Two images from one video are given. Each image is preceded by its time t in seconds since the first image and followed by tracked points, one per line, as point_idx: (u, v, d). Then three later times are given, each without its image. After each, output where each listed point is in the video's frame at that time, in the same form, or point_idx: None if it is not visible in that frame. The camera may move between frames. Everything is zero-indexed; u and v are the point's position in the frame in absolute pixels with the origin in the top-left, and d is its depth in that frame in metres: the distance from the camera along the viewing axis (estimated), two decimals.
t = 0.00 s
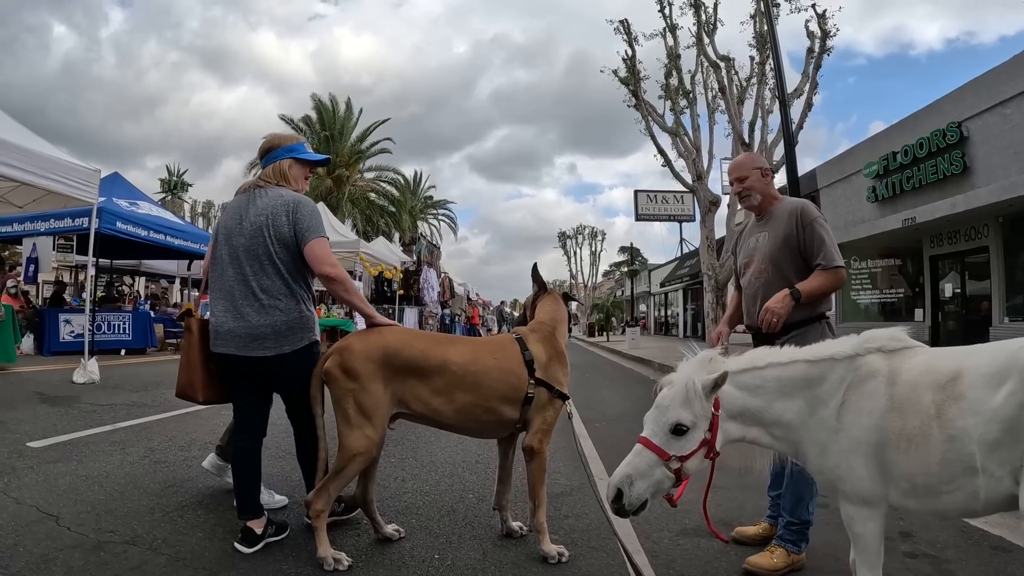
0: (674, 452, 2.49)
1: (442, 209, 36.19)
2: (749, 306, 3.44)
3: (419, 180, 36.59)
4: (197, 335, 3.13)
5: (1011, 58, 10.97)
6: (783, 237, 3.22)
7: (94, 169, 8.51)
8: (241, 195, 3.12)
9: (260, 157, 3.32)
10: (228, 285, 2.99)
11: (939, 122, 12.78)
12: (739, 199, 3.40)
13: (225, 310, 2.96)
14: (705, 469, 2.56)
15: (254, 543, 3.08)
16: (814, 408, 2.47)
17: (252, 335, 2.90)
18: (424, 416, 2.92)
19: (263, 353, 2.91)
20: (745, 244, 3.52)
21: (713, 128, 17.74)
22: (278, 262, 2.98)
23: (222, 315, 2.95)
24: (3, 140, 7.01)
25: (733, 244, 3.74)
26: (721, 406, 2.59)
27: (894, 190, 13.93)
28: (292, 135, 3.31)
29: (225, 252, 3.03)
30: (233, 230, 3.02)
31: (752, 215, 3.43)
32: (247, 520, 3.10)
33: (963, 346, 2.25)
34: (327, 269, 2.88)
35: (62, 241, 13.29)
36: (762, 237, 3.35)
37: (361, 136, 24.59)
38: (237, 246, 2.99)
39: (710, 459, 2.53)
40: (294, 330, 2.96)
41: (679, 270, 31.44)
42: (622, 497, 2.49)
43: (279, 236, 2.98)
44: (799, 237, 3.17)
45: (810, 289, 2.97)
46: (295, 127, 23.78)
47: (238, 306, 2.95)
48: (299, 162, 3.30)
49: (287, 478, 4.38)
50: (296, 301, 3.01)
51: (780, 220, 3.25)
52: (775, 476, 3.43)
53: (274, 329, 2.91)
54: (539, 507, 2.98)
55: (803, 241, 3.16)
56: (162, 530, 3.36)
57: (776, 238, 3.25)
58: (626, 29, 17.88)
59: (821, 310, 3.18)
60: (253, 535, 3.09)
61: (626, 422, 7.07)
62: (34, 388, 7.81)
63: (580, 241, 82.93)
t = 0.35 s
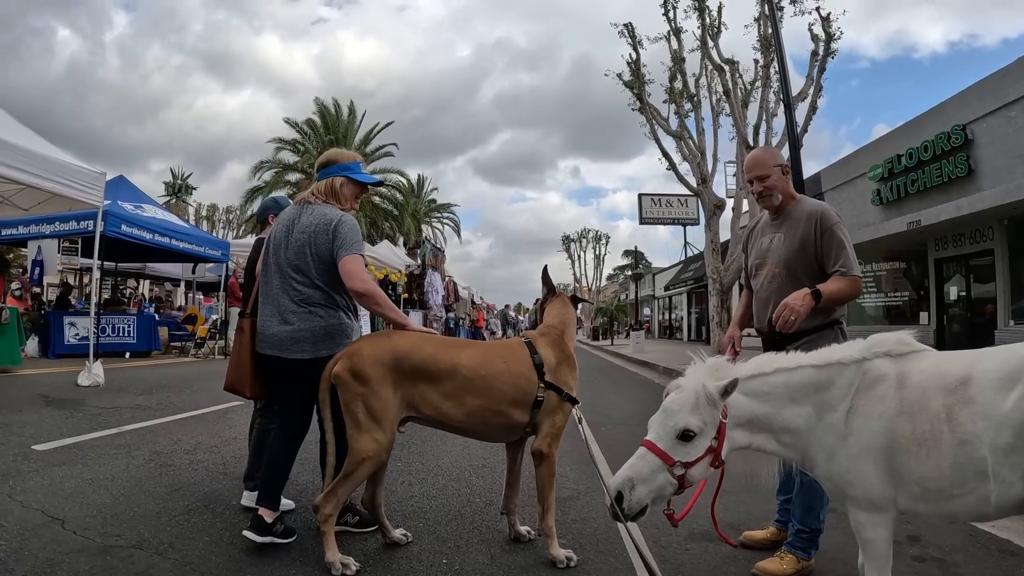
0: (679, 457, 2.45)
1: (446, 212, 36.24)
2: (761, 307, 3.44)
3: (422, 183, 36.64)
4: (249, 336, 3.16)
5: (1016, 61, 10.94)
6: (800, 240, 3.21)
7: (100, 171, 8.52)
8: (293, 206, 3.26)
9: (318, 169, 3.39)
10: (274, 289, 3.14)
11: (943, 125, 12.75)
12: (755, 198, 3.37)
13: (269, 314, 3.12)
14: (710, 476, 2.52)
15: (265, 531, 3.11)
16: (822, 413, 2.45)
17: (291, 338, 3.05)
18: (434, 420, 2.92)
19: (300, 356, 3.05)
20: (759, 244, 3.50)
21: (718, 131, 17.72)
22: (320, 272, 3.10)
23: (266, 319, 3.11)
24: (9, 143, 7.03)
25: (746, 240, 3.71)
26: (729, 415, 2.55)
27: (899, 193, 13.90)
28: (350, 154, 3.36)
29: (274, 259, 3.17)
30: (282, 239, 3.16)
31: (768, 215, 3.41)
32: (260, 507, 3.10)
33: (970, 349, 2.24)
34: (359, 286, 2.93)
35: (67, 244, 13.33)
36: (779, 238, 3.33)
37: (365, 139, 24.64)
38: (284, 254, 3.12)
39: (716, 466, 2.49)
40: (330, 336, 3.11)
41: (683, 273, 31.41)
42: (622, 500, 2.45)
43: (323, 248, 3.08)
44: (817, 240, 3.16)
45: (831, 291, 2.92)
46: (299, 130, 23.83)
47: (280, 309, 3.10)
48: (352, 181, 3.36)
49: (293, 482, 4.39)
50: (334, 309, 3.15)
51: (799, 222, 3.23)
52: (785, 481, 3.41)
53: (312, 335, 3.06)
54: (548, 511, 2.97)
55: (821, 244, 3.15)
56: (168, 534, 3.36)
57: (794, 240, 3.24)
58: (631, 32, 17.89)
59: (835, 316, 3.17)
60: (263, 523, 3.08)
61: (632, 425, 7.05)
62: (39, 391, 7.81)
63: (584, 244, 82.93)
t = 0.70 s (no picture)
0: (675, 475, 2.43)
1: (450, 216, 36.27)
2: (772, 307, 3.44)
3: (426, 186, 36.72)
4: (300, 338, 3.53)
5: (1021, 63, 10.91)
6: (812, 240, 3.21)
7: (105, 175, 8.55)
8: (336, 215, 3.51)
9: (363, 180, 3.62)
10: (315, 293, 3.41)
11: (948, 127, 12.72)
12: (767, 195, 3.36)
13: (309, 315, 3.40)
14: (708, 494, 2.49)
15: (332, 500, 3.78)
16: (826, 421, 2.43)
17: (324, 339, 3.30)
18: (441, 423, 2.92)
19: (330, 357, 3.29)
20: (771, 242, 3.49)
21: (722, 133, 17.72)
22: (353, 278, 3.32)
23: (307, 320, 3.38)
24: (17, 147, 7.07)
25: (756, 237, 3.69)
26: (729, 431, 2.53)
27: (904, 195, 13.86)
28: (394, 170, 3.55)
29: (316, 265, 3.44)
30: (323, 246, 3.41)
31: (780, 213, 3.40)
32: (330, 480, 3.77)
33: (975, 352, 2.24)
34: (399, 298, 3.06)
35: (73, 246, 13.39)
36: (792, 238, 3.32)
37: (369, 143, 24.70)
38: (324, 261, 3.37)
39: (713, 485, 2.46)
40: (359, 338, 3.32)
41: (687, 276, 31.34)
42: (616, 518, 2.43)
43: (356, 256, 3.29)
44: (832, 242, 3.15)
45: (848, 298, 2.91)
46: (303, 134, 23.91)
47: (318, 312, 3.36)
48: (392, 193, 3.53)
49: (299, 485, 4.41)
50: (365, 312, 3.36)
51: (812, 223, 3.22)
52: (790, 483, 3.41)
53: (341, 336, 3.29)
54: (555, 515, 2.97)
55: (836, 246, 3.14)
56: (174, 537, 3.36)
57: (807, 240, 3.23)
58: (635, 36, 17.91)
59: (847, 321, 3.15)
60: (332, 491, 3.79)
61: (637, 429, 7.03)
62: (44, 393, 7.84)
63: (588, 247, 82.90)
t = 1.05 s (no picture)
0: (671, 468, 2.43)
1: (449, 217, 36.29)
2: (773, 306, 3.47)
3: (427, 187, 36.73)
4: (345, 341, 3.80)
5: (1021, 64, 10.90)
6: (805, 241, 3.20)
7: (106, 175, 8.54)
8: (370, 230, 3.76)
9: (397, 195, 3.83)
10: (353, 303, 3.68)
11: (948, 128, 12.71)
12: (766, 195, 3.37)
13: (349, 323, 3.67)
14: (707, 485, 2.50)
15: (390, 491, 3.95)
16: (822, 423, 2.41)
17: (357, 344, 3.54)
18: (442, 425, 2.93)
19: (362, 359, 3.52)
20: (771, 240, 3.51)
21: (722, 134, 17.73)
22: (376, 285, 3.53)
23: (346, 327, 3.65)
24: (17, 147, 7.08)
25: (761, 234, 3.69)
26: (723, 422, 2.52)
27: (904, 196, 13.86)
28: (419, 184, 3.72)
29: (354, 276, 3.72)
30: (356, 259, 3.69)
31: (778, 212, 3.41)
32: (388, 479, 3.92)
33: (971, 352, 2.24)
34: (383, 299, 3.19)
35: (74, 246, 13.39)
36: (788, 238, 3.33)
37: (370, 143, 24.72)
38: (355, 272, 3.63)
39: (711, 476, 2.47)
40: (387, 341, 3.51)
41: (688, 277, 31.34)
42: (617, 513, 2.44)
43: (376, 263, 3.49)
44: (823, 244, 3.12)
45: (830, 312, 2.92)
46: (304, 134, 23.92)
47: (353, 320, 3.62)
48: (422, 207, 3.69)
49: (299, 486, 4.41)
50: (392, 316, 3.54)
51: (807, 225, 3.21)
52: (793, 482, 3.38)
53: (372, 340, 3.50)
54: (556, 515, 2.98)
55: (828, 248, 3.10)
56: (175, 537, 3.36)
57: (801, 242, 3.22)
58: (636, 36, 17.94)
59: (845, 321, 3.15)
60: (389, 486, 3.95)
61: (638, 430, 7.03)
62: (44, 393, 7.83)
63: (589, 247, 82.94)
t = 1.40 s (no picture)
0: (677, 458, 2.43)
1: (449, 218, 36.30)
2: (772, 307, 3.45)
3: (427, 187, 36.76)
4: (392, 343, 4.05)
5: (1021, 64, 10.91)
6: (800, 241, 3.19)
7: (105, 175, 8.53)
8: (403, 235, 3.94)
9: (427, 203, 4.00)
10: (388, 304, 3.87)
11: (948, 128, 12.71)
12: (760, 196, 3.37)
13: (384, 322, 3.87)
14: (713, 469, 2.50)
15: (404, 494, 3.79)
16: (817, 421, 2.39)
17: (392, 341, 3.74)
18: (442, 425, 2.92)
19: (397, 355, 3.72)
20: (771, 241, 3.50)
21: (722, 134, 17.75)
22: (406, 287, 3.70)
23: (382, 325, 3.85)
24: (18, 147, 7.08)
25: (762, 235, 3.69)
26: (721, 403, 2.51)
27: (904, 196, 13.86)
28: (449, 191, 3.90)
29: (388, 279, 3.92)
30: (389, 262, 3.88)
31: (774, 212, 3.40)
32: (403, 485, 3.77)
33: (969, 352, 2.24)
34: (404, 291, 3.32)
35: (73, 246, 13.39)
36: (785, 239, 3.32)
37: (370, 143, 24.73)
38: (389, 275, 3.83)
39: (717, 459, 2.47)
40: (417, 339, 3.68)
41: (688, 277, 31.35)
42: (632, 509, 2.42)
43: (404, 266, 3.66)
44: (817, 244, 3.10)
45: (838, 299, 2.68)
46: (304, 134, 23.91)
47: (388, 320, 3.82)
48: (450, 213, 3.85)
49: (298, 486, 4.41)
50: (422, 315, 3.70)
51: (801, 225, 3.19)
52: (793, 482, 3.37)
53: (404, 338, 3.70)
54: (557, 515, 2.97)
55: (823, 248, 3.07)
56: (175, 537, 3.36)
57: (796, 242, 3.21)
58: (636, 36, 17.96)
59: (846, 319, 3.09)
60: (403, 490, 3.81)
61: (638, 429, 7.04)
62: (45, 393, 7.82)
63: (588, 247, 82.92)
